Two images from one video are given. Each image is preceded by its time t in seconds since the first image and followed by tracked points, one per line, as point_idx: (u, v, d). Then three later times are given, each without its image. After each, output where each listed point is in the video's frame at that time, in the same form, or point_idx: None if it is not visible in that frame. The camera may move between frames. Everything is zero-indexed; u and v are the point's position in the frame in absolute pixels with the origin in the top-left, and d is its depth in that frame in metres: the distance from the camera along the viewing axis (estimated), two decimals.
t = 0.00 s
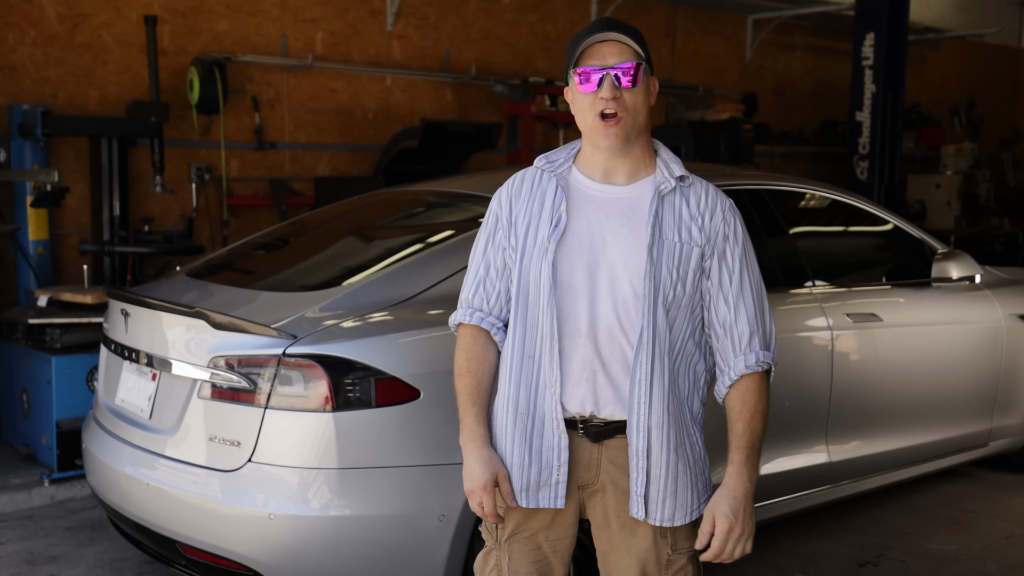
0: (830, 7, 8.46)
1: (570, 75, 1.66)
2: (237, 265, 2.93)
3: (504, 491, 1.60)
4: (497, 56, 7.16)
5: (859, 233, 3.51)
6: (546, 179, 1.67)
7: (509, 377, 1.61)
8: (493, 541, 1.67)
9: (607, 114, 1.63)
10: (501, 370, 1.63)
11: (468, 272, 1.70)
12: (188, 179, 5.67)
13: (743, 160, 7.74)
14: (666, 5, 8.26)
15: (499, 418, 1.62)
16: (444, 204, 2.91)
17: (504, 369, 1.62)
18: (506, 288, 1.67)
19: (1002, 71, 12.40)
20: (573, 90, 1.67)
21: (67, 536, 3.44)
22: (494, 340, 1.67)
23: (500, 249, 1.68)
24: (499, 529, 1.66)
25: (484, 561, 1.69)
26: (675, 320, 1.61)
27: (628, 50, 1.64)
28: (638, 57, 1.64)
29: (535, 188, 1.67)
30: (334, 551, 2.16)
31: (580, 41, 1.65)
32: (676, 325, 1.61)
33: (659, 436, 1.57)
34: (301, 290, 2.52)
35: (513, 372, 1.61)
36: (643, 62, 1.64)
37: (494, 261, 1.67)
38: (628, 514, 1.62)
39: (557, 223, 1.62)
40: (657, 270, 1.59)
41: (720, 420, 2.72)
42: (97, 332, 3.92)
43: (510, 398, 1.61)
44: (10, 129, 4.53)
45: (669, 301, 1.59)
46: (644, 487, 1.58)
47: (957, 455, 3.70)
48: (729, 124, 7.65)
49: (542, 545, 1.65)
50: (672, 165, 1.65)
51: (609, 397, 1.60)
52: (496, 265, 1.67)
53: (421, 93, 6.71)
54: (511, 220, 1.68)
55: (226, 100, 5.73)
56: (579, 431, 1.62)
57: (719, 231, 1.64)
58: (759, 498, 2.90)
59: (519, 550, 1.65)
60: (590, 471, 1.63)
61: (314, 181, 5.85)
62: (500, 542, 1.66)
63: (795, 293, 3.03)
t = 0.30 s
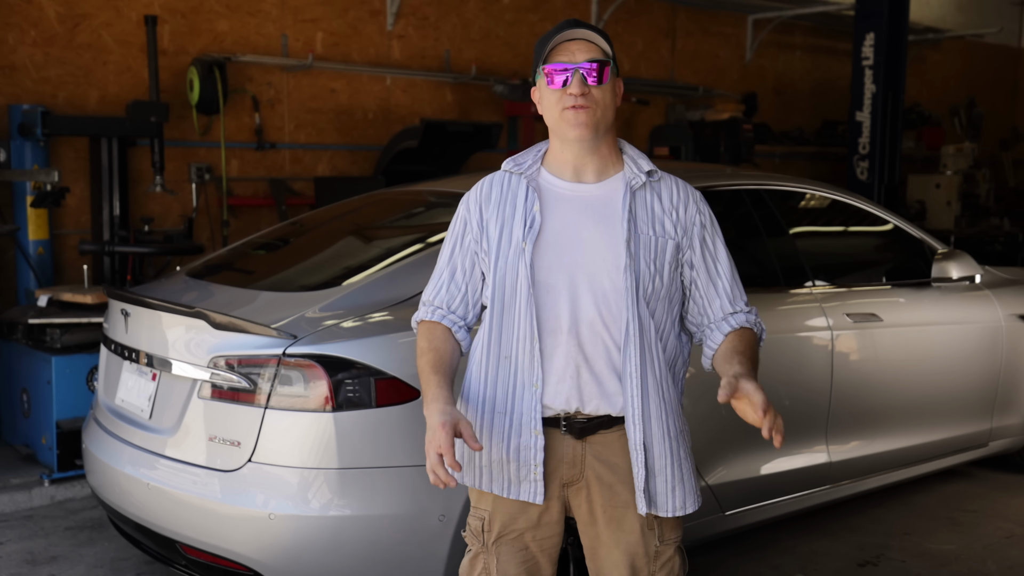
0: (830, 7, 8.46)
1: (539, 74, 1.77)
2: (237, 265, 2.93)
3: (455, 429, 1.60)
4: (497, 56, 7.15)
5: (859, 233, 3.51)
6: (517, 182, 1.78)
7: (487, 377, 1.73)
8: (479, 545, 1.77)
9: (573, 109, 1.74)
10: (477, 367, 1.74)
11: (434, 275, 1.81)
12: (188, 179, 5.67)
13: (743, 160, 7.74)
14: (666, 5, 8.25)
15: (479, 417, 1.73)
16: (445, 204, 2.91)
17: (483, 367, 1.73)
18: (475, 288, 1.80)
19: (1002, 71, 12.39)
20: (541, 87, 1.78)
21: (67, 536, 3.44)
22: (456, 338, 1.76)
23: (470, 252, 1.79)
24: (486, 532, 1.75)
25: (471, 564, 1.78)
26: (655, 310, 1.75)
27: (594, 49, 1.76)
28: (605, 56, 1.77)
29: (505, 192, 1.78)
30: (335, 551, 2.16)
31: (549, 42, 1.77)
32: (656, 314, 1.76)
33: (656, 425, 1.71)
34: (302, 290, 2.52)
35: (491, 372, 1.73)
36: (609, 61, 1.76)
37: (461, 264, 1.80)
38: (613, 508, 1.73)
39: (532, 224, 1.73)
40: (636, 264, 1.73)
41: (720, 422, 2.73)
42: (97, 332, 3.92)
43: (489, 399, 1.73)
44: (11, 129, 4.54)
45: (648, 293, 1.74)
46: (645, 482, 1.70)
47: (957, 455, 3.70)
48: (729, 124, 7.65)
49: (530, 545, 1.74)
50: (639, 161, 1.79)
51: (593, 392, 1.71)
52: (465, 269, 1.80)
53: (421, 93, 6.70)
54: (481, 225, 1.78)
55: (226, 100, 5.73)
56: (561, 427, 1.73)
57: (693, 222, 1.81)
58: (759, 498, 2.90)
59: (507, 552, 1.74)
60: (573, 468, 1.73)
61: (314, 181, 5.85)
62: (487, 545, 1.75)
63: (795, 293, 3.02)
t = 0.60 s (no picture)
0: (830, 7, 8.46)
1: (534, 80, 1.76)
2: (237, 265, 2.93)
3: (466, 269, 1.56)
4: (497, 56, 7.15)
5: (859, 233, 3.51)
6: (509, 184, 1.77)
7: (478, 375, 1.73)
8: (472, 548, 1.77)
9: (565, 118, 1.74)
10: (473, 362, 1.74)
11: (424, 267, 1.77)
12: (189, 179, 5.67)
13: (743, 160, 7.74)
14: (666, 5, 8.26)
15: (468, 415, 1.72)
16: (444, 204, 2.91)
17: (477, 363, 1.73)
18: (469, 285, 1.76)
19: (1002, 71, 12.40)
20: (534, 93, 1.77)
21: (67, 536, 3.45)
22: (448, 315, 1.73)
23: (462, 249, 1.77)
24: (480, 534, 1.76)
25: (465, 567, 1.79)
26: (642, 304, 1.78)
27: (590, 60, 1.76)
28: (600, 67, 1.77)
29: (496, 193, 1.77)
30: (335, 551, 2.16)
31: (545, 48, 1.76)
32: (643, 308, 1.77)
33: (647, 418, 1.71)
34: (301, 290, 2.52)
35: (481, 370, 1.73)
36: (603, 72, 1.77)
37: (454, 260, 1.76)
38: (605, 506, 1.73)
39: (524, 221, 1.74)
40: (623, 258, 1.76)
41: (720, 422, 2.73)
42: (97, 332, 3.92)
43: (479, 394, 1.72)
44: (11, 129, 4.54)
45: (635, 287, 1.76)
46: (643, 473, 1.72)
47: (957, 455, 3.71)
48: (729, 124, 7.65)
49: (524, 546, 1.76)
50: (627, 163, 1.80)
51: (586, 388, 1.72)
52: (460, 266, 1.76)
53: (421, 93, 6.70)
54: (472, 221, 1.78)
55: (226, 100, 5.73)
56: (554, 425, 1.73)
57: (675, 217, 1.83)
58: (759, 498, 2.90)
59: (501, 553, 1.75)
60: (566, 467, 1.73)
61: (314, 181, 5.86)
62: (481, 547, 1.76)
63: (795, 293, 3.02)
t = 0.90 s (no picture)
0: (830, 7, 8.46)
1: (537, 78, 1.76)
2: (237, 265, 2.93)
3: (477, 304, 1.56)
4: (497, 56, 7.15)
5: (859, 233, 3.51)
6: (509, 184, 1.77)
7: (479, 376, 1.73)
8: (472, 547, 1.77)
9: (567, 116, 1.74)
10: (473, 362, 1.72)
11: (428, 267, 1.77)
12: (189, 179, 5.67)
13: (743, 160, 7.74)
14: (666, 5, 8.25)
15: (469, 417, 1.72)
16: (444, 204, 2.91)
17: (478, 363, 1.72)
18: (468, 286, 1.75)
19: (1002, 71, 12.40)
20: (538, 90, 1.77)
21: (67, 536, 3.45)
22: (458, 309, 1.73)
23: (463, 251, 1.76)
24: (480, 534, 1.76)
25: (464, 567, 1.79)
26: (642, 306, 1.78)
27: (594, 60, 1.77)
28: (603, 68, 1.77)
29: (497, 193, 1.77)
30: (335, 551, 2.16)
31: (549, 46, 1.76)
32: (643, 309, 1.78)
33: (643, 420, 1.73)
34: (302, 290, 2.52)
35: (482, 371, 1.73)
36: (606, 73, 1.77)
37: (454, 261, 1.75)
38: (606, 505, 1.74)
39: (525, 223, 1.74)
40: (623, 260, 1.76)
41: (720, 423, 2.73)
42: (97, 332, 3.93)
43: (479, 395, 1.72)
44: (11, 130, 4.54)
45: (635, 289, 1.77)
46: (627, 475, 1.72)
47: (957, 455, 3.71)
48: (729, 124, 7.65)
49: (523, 546, 1.76)
50: (626, 164, 1.81)
51: (587, 389, 1.72)
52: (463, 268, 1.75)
53: (421, 93, 6.70)
54: (473, 220, 1.77)
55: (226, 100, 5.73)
56: (555, 425, 1.72)
57: (673, 218, 1.83)
58: (759, 498, 2.90)
59: (501, 553, 1.76)
60: (567, 466, 1.73)
61: (314, 181, 5.86)
62: (481, 547, 1.76)
63: (795, 293, 3.03)
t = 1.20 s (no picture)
0: (830, 7, 8.46)
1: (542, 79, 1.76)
2: (237, 266, 2.93)
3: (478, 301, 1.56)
4: (497, 56, 7.15)
5: (859, 233, 3.51)
6: (514, 185, 1.77)
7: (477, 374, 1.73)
8: (474, 546, 1.76)
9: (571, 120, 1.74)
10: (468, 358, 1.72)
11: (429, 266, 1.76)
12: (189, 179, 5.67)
13: (743, 160, 7.74)
14: (666, 5, 8.26)
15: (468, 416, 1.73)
16: (444, 204, 2.91)
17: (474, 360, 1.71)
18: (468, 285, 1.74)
19: (1002, 71, 12.40)
20: (542, 93, 1.77)
21: (67, 536, 3.45)
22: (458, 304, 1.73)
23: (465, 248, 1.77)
24: (482, 532, 1.75)
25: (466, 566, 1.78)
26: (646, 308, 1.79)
27: (598, 62, 1.76)
28: (608, 70, 1.77)
29: (503, 194, 1.77)
30: (335, 551, 2.16)
31: (554, 49, 1.76)
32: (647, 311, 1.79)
33: (644, 422, 1.73)
34: (302, 290, 2.52)
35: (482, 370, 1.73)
36: (610, 74, 1.76)
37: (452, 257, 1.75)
38: (608, 506, 1.74)
39: (530, 224, 1.74)
40: (628, 263, 1.76)
41: (720, 423, 2.73)
42: (97, 332, 3.93)
43: (478, 393, 1.72)
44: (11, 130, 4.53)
45: (640, 291, 1.77)
46: (627, 476, 1.72)
47: (957, 455, 3.71)
48: (729, 124, 7.65)
49: (525, 544, 1.77)
50: (632, 165, 1.81)
51: (589, 391, 1.72)
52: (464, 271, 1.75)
53: (421, 93, 6.70)
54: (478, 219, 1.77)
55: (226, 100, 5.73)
56: (557, 425, 1.73)
57: (678, 221, 1.83)
58: (759, 498, 2.90)
59: (503, 551, 1.75)
60: (569, 465, 1.74)
61: (314, 181, 5.86)
62: (483, 545, 1.76)
63: (795, 293, 3.03)
